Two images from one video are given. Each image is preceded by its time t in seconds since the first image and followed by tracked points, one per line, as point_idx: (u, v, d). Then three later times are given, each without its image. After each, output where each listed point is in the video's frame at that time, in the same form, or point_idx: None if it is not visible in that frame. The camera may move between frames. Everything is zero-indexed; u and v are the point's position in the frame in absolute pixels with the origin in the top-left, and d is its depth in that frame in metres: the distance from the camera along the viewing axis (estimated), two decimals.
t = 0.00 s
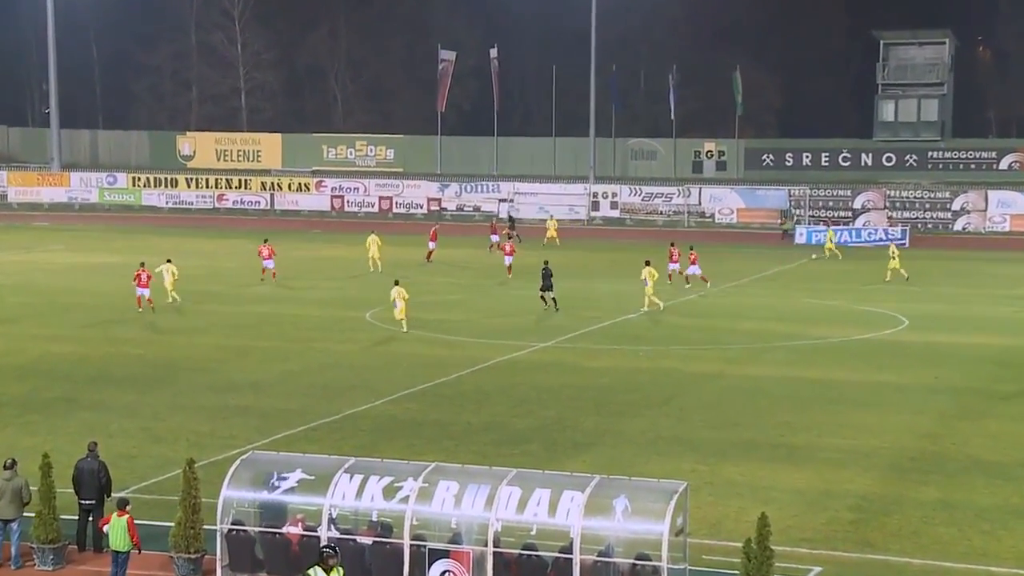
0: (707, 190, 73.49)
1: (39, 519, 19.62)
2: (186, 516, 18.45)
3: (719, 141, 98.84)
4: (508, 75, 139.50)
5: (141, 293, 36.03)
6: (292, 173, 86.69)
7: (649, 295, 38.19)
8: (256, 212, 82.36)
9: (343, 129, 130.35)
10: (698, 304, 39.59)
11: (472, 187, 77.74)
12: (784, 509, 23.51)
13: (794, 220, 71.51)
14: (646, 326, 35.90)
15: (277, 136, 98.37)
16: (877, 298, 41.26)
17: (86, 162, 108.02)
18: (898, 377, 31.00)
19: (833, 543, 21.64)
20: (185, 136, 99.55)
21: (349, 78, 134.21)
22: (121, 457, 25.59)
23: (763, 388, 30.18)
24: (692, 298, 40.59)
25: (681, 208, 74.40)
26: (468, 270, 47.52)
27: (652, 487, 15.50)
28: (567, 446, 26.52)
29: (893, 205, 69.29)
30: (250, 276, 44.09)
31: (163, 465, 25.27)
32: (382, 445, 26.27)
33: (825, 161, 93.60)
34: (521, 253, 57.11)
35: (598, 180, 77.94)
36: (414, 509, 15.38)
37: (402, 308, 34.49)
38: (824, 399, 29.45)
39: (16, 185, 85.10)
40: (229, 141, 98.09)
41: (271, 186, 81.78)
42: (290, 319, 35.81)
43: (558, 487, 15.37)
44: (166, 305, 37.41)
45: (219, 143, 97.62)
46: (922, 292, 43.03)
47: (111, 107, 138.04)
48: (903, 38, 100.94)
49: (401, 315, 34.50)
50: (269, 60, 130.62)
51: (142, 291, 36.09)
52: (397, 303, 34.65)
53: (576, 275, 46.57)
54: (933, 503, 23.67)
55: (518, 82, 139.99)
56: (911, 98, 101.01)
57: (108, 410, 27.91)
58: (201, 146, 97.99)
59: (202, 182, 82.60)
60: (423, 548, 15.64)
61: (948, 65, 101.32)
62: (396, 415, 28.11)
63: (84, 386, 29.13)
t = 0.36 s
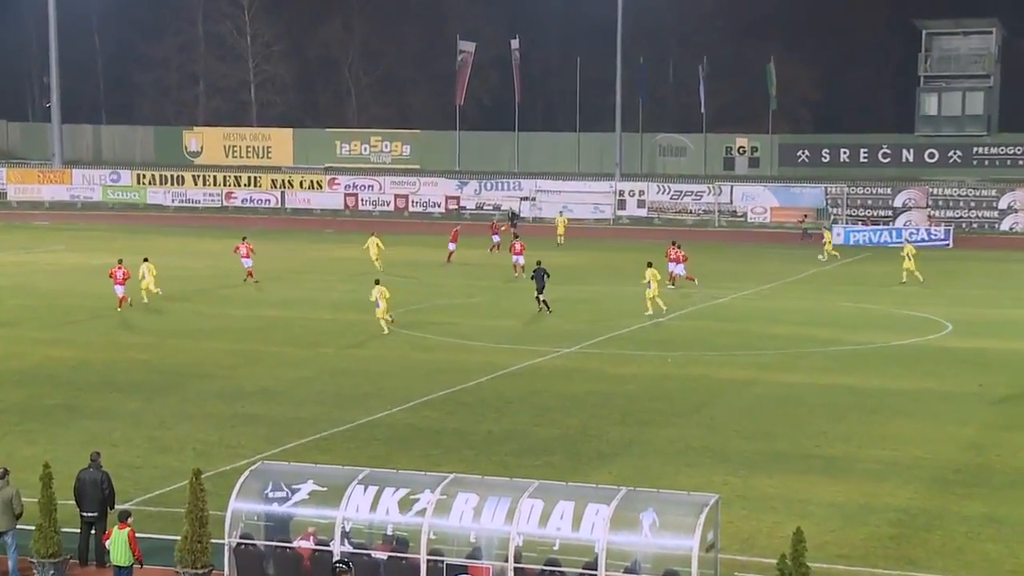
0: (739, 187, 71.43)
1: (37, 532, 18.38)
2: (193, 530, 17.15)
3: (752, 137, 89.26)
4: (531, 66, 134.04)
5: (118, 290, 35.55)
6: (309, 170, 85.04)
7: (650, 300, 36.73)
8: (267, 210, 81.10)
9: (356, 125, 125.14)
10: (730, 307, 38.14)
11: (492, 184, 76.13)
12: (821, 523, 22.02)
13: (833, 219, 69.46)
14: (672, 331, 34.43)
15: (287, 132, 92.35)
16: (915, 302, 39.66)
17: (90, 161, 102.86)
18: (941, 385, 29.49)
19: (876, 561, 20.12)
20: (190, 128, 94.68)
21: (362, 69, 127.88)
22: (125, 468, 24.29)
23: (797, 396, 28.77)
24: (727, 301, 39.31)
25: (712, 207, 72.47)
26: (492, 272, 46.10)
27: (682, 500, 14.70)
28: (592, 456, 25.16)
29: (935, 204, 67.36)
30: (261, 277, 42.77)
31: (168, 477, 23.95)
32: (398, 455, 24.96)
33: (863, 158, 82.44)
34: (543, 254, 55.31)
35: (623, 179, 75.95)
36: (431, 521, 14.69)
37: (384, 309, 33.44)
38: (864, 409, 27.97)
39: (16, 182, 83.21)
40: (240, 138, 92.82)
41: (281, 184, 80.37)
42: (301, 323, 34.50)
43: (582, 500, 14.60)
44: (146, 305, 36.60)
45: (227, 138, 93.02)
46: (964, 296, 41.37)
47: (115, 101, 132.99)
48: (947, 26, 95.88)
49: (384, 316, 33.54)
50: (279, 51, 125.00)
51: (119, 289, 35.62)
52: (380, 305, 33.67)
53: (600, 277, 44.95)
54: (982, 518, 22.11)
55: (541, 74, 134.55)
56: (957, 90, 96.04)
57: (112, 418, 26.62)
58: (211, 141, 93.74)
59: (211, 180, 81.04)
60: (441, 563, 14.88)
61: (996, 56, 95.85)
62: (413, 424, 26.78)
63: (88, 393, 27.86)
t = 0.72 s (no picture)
0: (770, 187, 68.98)
1: (55, 537, 18.04)
2: (211, 536, 16.73)
3: (782, 136, 87.62)
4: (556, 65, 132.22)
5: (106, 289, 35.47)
6: (330, 169, 82.62)
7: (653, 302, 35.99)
8: (286, 211, 78.50)
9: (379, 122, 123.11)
10: (759, 309, 37.51)
11: (517, 185, 73.63)
12: (853, 531, 21.36)
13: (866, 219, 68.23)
14: (699, 335, 33.75)
15: (308, 129, 88.69)
16: (950, 305, 38.91)
17: (108, 161, 102.02)
18: (975, 390, 28.83)
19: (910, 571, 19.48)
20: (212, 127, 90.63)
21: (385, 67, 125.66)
22: (143, 472, 23.88)
23: (828, 401, 28.15)
24: (756, 303, 38.58)
25: (741, 207, 70.17)
26: (518, 274, 45.48)
27: (708, 507, 14.67)
28: (618, 462, 24.58)
29: (972, 205, 65.36)
30: (281, 280, 42.24)
31: (186, 481, 23.53)
32: (420, 461, 24.42)
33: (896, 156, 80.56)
34: (567, 256, 54.38)
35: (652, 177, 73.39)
36: (454, 528, 14.70)
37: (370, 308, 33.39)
38: (896, 414, 27.34)
39: (33, 183, 80.27)
40: (259, 135, 89.14)
41: (301, 183, 77.71)
42: (323, 325, 34.06)
43: (608, 506, 14.61)
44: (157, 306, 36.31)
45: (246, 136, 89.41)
46: (999, 299, 40.53)
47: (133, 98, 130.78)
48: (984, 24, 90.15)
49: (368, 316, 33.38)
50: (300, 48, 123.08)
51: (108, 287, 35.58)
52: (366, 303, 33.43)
53: (625, 279, 44.18)
54: (1019, 526, 21.39)
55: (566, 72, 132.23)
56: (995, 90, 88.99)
57: (130, 422, 26.23)
58: (230, 138, 89.76)
59: (230, 180, 78.42)
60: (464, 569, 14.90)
61: None
62: (436, 428, 26.31)
63: (106, 396, 27.49)
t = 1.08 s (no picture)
0: (798, 190, 68.44)
1: (85, 538, 18.07)
2: (239, 538, 16.70)
3: (810, 138, 87.31)
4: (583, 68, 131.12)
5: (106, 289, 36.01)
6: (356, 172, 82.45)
7: (651, 304, 35.78)
8: (314, 213, 78.30)
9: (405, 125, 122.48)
10: (787, 312, 37.38)
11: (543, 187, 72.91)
12: (882, 535, 21.24)
13: (894, 222, 67.60)
14: (728, 338, 33.66)
15: (337, 134, 88.09)
16: (981, 309, 38.65)
17: (136, 162, 102.84)
18: (1004, 394, 28.67)
19: None
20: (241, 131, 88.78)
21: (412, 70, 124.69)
22: (171, 474, 23.94)
23: (858, 405, 28.01)
24: (784, 307, 38.41)
25: (770, 210, 69.53)
26: (545, 277, 45.41)
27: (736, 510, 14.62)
28: (645, 466, 24.53)
29: (1001, 208, 63.92)
30: (309, 283, 42.31)
31: (214, 483, 23.60)
32: (446, 464, 24.38)
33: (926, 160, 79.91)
34: (596, 259, 54.24)
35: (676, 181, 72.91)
36: (481, 531, 14.70)
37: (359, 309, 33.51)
38: (926, 419, 27.20)
39: (63, 186, 80.57)
40: (287, 140, 87.78)
41: (329, 187, 77.58)
42: (350, 328, 34.11)
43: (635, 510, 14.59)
44: (183, 308, 36.43)
45: (273, 141, 87.40)
46: None
47: (162, 100, 130.51)
48: None
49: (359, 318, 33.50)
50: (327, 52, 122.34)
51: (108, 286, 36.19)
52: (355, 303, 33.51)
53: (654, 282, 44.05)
54: None
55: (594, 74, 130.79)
56: None
57: (158, 424, 26.31)
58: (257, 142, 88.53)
59: (258, 183, 78.26)
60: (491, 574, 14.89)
61: None
62: (463, 431, 26.29)
63: (134, 398, 27.58)
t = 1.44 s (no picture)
0: (827, 192, 67.74)
1: (116, 538, 18.16)
2: (269, 539, 16.82)
3: (840, 140, 86.07)
4: (611, 70, 129.85)
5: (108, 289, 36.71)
6: (385, 174, 82.12)
7: (648, 308, 35.85)
8: (344, 216, 78.05)
9: (434, 128, 121.97)
10: (817, 315, 37.24)
11: (572, 189, 72.48)
12: (914, 538, 21.14)
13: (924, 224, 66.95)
14: (757, 340, 33.56)
15: (366, 135, 88.16)
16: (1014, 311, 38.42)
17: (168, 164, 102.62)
18: None
19: None
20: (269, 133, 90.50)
21: (441, 72, 123.82)
22: (201, 475, 24.04)
23: (888, 407, 27.92)
24: (814, 309, 38.29)
25: (799, 212, 68.65)
26: (573, 279, 45.34)
27: (766, 512, 14.59)
28: (674, 468, 24.50)
29: None
30: (337, 284, 42.38)
31: (244, 484, 23.67)
32: (475, 465, 24.40)
33: (957, 162, 79.25)
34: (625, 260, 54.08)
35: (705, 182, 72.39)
36: (509, 533, 14.74)
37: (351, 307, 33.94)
38: (957, 421, 27.08)
39: (95, 188, 80.14)
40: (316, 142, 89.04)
41: (358, 189, 77.38)
42: (377, 330, 34.22)
43: (665, 512, 14.61)
44: (211, 310, 36.63)
45: (303, 143, 88.22)
46: None
47: (192, 102, 129.96)
48: None
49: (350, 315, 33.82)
50: (356, 55, 121.62)
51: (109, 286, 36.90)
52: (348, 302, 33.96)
53: (682, 284, 43.92)
54: None
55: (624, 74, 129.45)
56: None
57: (190, 425, 26.42)
58: (287, 145, 89.49)
59: (287, 186, 78.09)
60: None
61: None
62: (492, 433, 26.32)
63: (164, 399, 27.72)
